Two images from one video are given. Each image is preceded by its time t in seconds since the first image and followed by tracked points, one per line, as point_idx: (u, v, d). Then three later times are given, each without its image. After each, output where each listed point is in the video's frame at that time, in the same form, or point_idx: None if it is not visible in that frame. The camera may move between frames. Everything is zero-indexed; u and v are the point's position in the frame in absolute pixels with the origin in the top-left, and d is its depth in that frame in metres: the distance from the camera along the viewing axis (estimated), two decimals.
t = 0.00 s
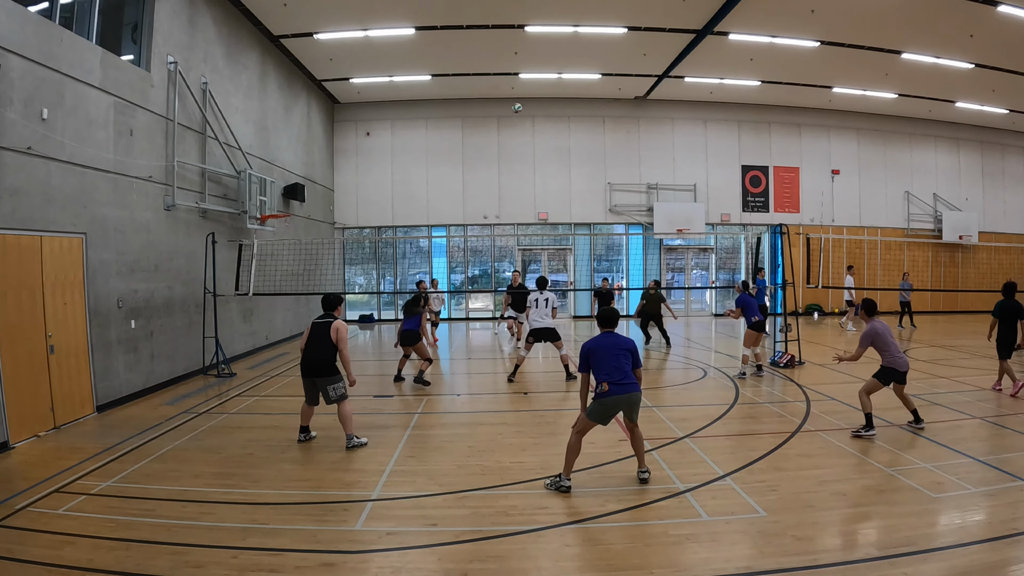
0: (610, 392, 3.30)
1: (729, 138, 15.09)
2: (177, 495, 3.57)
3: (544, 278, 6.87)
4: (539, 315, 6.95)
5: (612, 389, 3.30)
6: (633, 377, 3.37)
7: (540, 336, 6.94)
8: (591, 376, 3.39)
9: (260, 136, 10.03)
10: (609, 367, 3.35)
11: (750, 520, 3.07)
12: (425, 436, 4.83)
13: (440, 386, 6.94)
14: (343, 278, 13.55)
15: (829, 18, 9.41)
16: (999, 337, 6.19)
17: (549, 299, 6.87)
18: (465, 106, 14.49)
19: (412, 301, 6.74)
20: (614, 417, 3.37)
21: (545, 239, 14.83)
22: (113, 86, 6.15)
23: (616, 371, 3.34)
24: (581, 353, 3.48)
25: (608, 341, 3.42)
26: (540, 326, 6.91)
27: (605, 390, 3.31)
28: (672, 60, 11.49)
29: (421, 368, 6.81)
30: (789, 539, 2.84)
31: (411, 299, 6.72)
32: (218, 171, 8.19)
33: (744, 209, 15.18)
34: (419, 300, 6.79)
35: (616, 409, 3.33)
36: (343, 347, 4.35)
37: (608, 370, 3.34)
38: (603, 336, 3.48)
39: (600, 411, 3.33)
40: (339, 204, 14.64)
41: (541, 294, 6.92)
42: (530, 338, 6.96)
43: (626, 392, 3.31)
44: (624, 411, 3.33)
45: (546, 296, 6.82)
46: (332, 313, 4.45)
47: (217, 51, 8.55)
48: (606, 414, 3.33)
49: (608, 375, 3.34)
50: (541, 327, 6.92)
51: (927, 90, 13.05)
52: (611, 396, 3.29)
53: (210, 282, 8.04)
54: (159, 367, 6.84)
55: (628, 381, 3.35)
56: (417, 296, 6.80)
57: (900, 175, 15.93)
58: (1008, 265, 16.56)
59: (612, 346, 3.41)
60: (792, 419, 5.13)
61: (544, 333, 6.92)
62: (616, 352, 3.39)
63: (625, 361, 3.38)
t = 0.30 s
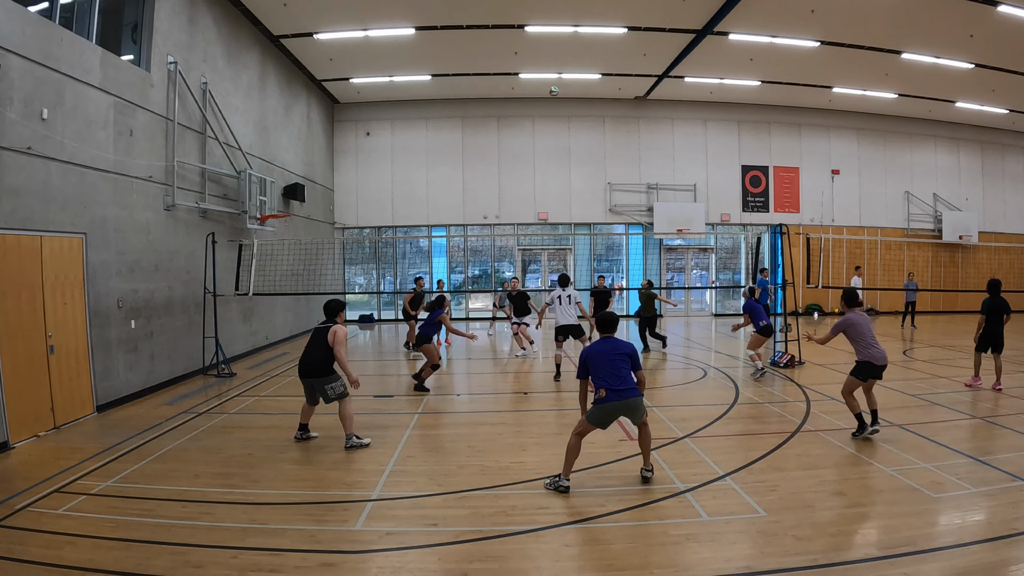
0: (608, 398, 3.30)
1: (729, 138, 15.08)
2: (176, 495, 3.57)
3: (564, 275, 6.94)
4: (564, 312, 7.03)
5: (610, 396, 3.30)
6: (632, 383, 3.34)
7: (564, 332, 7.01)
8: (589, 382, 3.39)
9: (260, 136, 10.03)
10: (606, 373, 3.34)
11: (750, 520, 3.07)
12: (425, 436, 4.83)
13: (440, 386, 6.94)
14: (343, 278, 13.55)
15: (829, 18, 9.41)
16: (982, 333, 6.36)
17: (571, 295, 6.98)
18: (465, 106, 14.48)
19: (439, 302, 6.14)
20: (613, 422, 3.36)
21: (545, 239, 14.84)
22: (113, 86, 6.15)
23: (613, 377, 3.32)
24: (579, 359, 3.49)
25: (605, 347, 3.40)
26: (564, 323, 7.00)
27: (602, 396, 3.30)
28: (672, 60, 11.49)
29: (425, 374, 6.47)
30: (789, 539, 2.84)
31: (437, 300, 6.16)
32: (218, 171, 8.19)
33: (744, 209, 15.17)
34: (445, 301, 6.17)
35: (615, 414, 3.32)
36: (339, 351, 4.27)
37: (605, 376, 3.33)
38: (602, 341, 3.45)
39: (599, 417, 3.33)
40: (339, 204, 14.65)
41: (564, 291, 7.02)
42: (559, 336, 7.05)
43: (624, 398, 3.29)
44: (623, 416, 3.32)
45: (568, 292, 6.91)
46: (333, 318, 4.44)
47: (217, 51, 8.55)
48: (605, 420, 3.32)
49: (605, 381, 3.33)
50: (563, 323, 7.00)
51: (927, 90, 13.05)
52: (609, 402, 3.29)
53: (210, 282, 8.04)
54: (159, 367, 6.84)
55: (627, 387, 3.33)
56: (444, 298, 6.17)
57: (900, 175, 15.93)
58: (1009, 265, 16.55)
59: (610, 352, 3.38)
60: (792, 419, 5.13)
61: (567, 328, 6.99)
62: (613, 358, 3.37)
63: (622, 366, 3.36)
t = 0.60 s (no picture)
0: (633, 411, 3.24)
1: (729, 138, 15.08)
2: (176, 495, 3.57)
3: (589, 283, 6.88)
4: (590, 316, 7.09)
5: (635, 408, 3.24)
6: (657, 396, 3.30)
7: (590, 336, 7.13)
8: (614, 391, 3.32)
9: (260, 136, 10.03)
10: (634, 384, 3.28)
11: (750, 520, 3.07)
12: (425, 436, 4.83)
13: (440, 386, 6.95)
14: (343, 278, 13.55)
15: (829, 19, 9.41)
16: (965, 332, 6.48)
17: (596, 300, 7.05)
18: (465, 106, 14.49)
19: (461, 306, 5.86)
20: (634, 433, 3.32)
21: (545, 239, 14.84)
22: (113, 86, 6.15)
23: (640, 389, 3.27)
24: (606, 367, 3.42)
25: (635, 357, 3.34)
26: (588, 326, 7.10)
27: (627, 408, 3.25)
28: (672, 60, 11.50)
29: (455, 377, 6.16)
30: (789, 539, 2.84)
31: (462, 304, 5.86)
32: (218, 171, 8.19)
33: (744, 209, 15.17)
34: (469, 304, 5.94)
35: (637, 426, 3.28)
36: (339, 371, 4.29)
37: (632, 387, 3.27)
38: (631, 351, 3.37)
39: (621, 428, 3.29)
40: (339, 204, 14.65)
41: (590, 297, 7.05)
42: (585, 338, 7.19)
43: (649, 411, 3.26)
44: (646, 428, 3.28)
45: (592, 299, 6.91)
46: (334, 339, 4.41)
47: (217, 51, 8.55)
48: (627, 430, 3.28)
49: (632, 393, 3.27)
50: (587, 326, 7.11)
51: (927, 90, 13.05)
52: (633, 415, 3.24)
53: (210, 282, 8.04)
54: (159, 367, 6.85)
55: (653, 400, 3.29)
56: (466, 301, 5.91)
57: (900, 175, 15.93)
58: (1009, 265, 16.54)
59: (640, 363, 3.32)
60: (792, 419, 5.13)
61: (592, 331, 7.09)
62: (642, 369, 3.31)
63: (650, 379, 3.30)
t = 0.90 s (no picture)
0: (639, 404, 3.24)
1: (729, 138, 15.08)
2: (176, 495, 3.57)
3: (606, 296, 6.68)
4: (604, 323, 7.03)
5: (641, 402, 3.24)
6: (664, 390, 3.27)
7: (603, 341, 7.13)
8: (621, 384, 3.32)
9: (260, 136, 10.03)
10: (641, 378, 3.26)
11: (750, 520, 3.07)
12: (425, 436, 4.83)
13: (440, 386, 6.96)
14: (343, 278, 13.54)
15: (829, 18, 9.41)
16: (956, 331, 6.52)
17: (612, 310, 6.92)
18: (465, 106, 14.49)
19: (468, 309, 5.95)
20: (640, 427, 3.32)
21: (545, 239, 14.85)
22: (113, 86, 6.15)
23: (647, 383, 3.25)
24: (614, 358, 3.40)
25: (644, 350, 3.30)
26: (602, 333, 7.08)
27: (633, 402, 3.25)
28: (672, 60, 11.50)
29: (472, 384, 5.94)
30: (789, 539, 2.84)
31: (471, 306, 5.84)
32: (218, 171, 8.19)
33: (744, 209, 15.17)
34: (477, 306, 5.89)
35: (644, 420, 3.27)
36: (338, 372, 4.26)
37: (640, 380, 3.25)
38: (638, 343, 3.34)
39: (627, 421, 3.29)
40: (339, 204, 14.65)
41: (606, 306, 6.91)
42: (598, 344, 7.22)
43: (656, 405, 3.23)
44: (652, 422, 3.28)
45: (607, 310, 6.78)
46: (333, 340, 4.36)
47: (217, 51, 8.55)
48: (633, 424, 3.28)
49: (639, 386, 3.26)
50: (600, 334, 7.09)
51: (927, 90, 13.05)
52: (640, 409, 3.23)
53: (210, 282, 8.04)
54: (159, 367, 6.84)
55: (659, 394, 3.26)
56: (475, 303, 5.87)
57: (900, 175, 15.93)
58: (1009, 265, 16.52)
59: (648, 357, 3.28)
60: (792, 419, 5.13)
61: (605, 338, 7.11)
62: (650, 363, 3.28)
63: (659, 373, 3.27)
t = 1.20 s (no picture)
0: (622, 397, 3.20)
1: (729, 138, 15.08)
2: (176, 495, 3.57)
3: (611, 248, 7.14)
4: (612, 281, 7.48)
5: (625, 394, 3.20)
6: (651, 385, 3.21)
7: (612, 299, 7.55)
8: (607, 376, 3.31)
9: (260, 135, 10.03)
10: (627, 370, 3.24)
11: (749, 520, 3.07)
12: (424, 436, 4.83)
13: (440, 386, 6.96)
14: (343, 279, 13.53)
15: (829, 18, 9.41)
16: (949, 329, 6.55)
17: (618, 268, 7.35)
18: (465, 106, 14.49)
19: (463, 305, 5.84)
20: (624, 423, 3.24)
21: (545, 239, 14.85)
22: (113, 86, 6.15)
23: (633, 376, 3.22)
24: (602, 352, 3.41)
25: (632, 345, 3.29)
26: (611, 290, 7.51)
27: (617, 393, 3.22)
28: (672, 60, 11.50)
29: (472, 384, 5.93)
30: (789, 539, 2.84)
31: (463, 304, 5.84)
32: (218, 171, 8.19)
33: (744, 209, 15.17)
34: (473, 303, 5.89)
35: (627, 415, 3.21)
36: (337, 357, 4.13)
37: (625, 373, 3.23)
38: (627, 337, 3.34)
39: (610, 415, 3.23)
40: (339, 204, 14.65)
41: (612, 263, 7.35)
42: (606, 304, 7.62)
43: (640, 399, 3.17)
44: (636, 418, 3.19)
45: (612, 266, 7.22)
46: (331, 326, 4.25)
47: (217, 50, 8.55)
48: (617, 418, 3.22)
49: (623, 379, 3.24)
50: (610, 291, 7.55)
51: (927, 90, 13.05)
52: (623, 401, 3.18)
53: (210, 282, 8.04)
54: (159, 367, 6.84)
55: (645, 389, 3.21)
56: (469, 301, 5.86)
57: (900, 174, 15.93)
58: (1010, 265, 16.51)
59: (636, 351, 3.27)
60: (792, 419, 5.13)
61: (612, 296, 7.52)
62: (638, 357, 3.26)
63: (645, 368, 3.25)
